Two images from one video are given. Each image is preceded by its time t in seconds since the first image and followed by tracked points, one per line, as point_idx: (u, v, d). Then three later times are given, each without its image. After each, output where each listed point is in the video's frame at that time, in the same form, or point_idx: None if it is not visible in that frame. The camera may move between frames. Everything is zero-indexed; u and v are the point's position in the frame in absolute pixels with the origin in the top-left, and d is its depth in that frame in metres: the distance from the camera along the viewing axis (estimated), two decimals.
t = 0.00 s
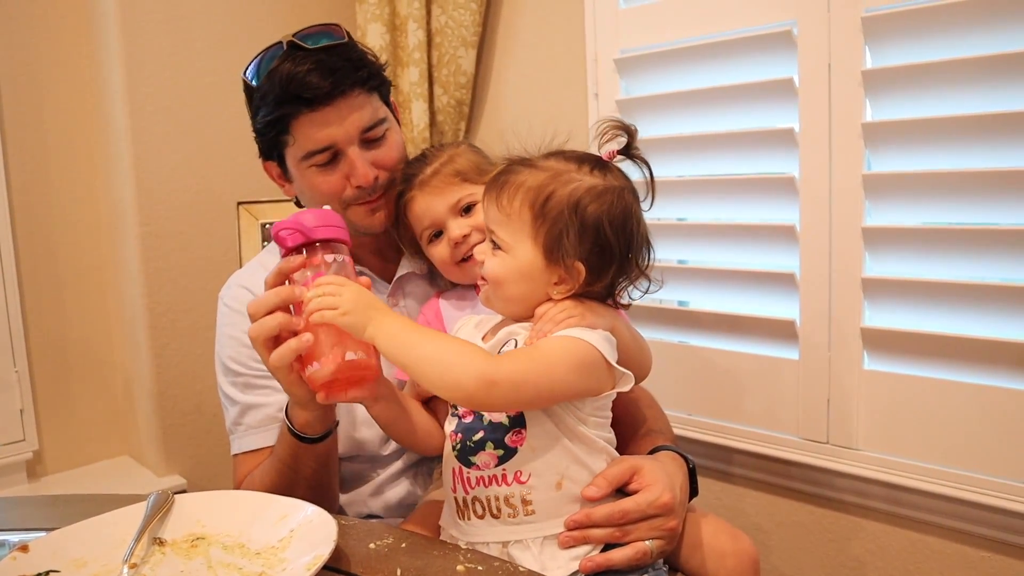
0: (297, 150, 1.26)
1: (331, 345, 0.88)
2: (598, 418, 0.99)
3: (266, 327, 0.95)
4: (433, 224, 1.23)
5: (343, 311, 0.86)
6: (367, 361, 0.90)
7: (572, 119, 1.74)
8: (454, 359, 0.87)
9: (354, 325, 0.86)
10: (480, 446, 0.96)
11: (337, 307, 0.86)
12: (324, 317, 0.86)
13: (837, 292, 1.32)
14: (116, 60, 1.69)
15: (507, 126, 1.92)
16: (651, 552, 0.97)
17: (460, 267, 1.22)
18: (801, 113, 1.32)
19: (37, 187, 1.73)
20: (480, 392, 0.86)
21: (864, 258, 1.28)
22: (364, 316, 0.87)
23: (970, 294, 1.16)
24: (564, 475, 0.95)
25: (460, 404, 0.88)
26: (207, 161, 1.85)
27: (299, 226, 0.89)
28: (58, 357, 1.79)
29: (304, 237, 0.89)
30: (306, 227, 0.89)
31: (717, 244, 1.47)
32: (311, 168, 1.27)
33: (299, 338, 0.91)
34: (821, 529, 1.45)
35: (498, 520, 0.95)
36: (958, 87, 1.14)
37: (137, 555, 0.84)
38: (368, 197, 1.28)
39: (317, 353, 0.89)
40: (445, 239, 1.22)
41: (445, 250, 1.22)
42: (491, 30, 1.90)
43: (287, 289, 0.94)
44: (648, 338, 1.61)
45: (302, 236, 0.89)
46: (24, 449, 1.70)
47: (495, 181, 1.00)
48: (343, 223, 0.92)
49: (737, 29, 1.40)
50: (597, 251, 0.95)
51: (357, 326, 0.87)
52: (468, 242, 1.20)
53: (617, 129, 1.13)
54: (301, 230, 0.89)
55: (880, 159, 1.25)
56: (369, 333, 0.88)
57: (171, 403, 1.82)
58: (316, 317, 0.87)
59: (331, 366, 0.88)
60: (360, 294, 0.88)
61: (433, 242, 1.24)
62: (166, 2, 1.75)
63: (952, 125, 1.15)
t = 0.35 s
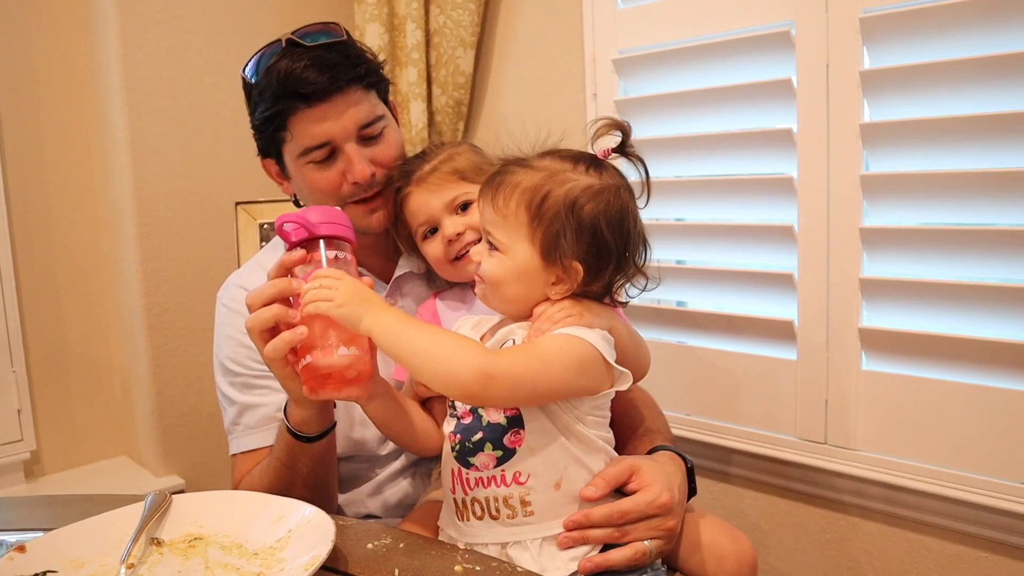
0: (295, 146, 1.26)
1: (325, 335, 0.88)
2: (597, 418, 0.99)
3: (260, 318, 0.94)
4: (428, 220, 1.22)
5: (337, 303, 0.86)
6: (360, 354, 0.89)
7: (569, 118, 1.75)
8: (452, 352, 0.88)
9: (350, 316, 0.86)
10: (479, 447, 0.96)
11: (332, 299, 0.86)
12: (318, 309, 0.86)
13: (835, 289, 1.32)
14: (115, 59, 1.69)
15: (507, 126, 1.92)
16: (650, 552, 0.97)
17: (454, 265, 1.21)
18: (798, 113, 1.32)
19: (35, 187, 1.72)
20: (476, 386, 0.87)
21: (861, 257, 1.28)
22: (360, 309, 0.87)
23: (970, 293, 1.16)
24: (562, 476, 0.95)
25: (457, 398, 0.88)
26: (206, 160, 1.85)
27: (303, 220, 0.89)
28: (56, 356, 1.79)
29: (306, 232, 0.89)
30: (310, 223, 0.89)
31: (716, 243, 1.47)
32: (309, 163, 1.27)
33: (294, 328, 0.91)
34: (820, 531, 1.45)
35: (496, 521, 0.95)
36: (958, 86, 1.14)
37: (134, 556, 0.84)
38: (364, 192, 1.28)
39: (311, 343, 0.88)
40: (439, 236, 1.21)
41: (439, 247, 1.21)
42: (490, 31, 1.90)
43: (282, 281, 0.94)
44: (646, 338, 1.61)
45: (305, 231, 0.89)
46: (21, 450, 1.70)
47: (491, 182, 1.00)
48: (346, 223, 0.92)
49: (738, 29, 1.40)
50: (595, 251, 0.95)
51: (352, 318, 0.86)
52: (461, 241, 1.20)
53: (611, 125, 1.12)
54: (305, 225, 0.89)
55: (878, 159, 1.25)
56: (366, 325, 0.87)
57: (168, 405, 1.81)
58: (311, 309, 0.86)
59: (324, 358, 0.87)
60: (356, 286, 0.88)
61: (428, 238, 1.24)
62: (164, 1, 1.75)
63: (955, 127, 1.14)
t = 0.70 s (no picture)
0: (295, 147, 1.26)
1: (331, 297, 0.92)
2: (592, 414, 0.97)
3: (272, 283, 1.00)
4: (427, 220, 1.22)
5: (344, 269, 0.91)
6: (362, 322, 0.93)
7: (570, 120, 1.75)
8: (439, 327, 0.88)
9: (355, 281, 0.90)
10: (476, 447, 0.96)
11: (340, 266, 0.91)
12: (327, 272, 0.91)
13: (835, 291, 1.32)
14: (117, 60, 1.70)
15: (508, 128, 1.92)
16: (650, 553, 0.97)
17: (452, 266, 1.20)
18: (799, 116, 1.33)
19: (36, 186, 1.73)
20: (460, 362, 0.87)
21: (862, 259, 1.28)
22: (364, 277, 0.90)
23: (972, 296, 1.16)
24: (558, 475, 0.94)
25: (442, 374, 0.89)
26: (207, 161, 1.85)
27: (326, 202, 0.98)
28: (57, 356, 1.79)
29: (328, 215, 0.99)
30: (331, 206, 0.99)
31: (717, 245, 1.47)
32: (308, 165, 1.27)
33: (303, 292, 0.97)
34: (820, 534, 1.45)
35: (495, 522, 0.95)
36: (959, 89, 1.15)
37: (136, 555, 0.84)
38: (364, 194, 1.28)
39: (317, 304, 0.93)
40: (439, 236, 1.20)
41: (438, 247, 1.20)
42: (491, 34, 1.91)
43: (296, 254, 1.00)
44: (646, 340, 1.62)
45: (326, 213, 0.99)
46: (22, 449, 1.70)
47: (484, 180, 1.01)
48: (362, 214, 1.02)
49: (739, 31, 1.40)
50: (586, 246, 0.95)
51: (355, 285, 0.90)
52: (460, 241, 1.19)
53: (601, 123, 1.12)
54: (327, 207, 0.98)
55: (879, 162, 1.25)
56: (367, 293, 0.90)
57: (169, 405, 1.81)
58: (320, 273, 0.92)
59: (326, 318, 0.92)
60: (365, 256, 0.92)
61: (428, 238, 1.23)
62: (166, 2, 1.75)
63: (957, 131, 1.15)
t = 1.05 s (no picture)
0: (289, 145, 1.26)
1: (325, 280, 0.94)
2: (582, 409, 0.96)
3: (266, 266, 1.01)
4: (422, 218, 1.20)
5: (339, 251, 0.93)
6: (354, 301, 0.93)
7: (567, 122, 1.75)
8: (426, 309, 0.90)
9: (349, 263, 0.92)
10: (469, 447, 0.97)
11: (336, 248, 0.93)
12: (322, 254, 0.93)
13: (831, 293, 1.32)
14: (113, 61, 1.69)
15: (505, 129, 1.91)
16: (645, 554, 0.97)
17: (443, 264, 1.20)
18: (795, 118, 1.33)
19: (32, 187, 1.72)
20: (442, 341, 0.89)
21: (858, 262, 1.28)
22: (358, 260, 0.92)
23: (967, 299, 1.16)
24: (551, 473, 0.93)
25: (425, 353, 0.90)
26: (203, 162, 1.85)
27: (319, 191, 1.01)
28: (52, 357, 1.78)
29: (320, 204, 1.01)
30: (324, 192, 1.01)
31: (714, 247, 1.47)
32: (302, 163, 1.27)
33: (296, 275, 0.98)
34: (816, 535, 1.45)
35: (488, 522, 0.95)
36: (955, 93, 1.15)
37: (129, 558, 0.84)
38: (358, 193, 1.27)
39: (311, 287, 0.94)
40: (431, 234, 1.19)
41: (429, 245, 1.20)
42: (488, 35, 1.91)
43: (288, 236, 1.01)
44: (642, 342, 1.62)
45: (319, 199, 1.01)
46: (17, 451, 1.70)
47: (468, 182, 1.02)
48: (355, 206, 1.04)
49: (736, 33, 1.40)
50: (567, 237, 0.95)
51: (350, 266, 0.92)
52: (453, 239, 1.18)
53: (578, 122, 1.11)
54: (320, 195, 1.01)
55: (875, 164, 1.25)
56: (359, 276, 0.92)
57: (164, 407, 1.81)
58: (316, 255, 0.93)
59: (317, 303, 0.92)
60: (359, 242, 0.95)
61: (419, 236, 1.22)
62: (162, 3, 1.75)
63: (954, 134, 1.15)
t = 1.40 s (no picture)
0: (285, 141, 1.25)
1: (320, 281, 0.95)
2: (581, 409, 0.96)
3: (268, 259, 1.04)
4: (416, 214, 1.22)
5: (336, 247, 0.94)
6: (342, 298, 0.94)
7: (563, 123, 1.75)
8: (431, 306, 0.88)
9: (348, 263, 0.92)
10: (468, 449, 0.97)
11: (334, 248, 0.93)
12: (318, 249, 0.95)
13: (826, 293, 1.32)
14: (108, 60, 1.69)
15: (502, 129, 1.91)
16: (643, 554, 0.97)
17: (436, 263, 1.20)
18: (791, 119, 1.33)
19: (26, 187, 1.71)
20: (449, 337, 0.87)
21: (854, 263, 1.29)
22: (355, 259, 0.92)
23: (961, 299, 1.16)
24: (550, 474, 0.94)
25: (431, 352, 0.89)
26: (199, 162, 1.84)
27: (344, 198, 1.04)
28: (46, 357, 1.77)
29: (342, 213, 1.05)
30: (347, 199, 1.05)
31: (710, 247, 1.47)
32: (298, 159, 1.26)
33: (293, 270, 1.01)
34: (811, 535, 1.46)
35: (487, 524, 0.95)
36: (949, 95, 1.16)
37: (125, 558, 0.84)
38: (353, 189, 1.26)
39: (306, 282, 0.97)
40: (423, 232, 1.21)
41: (421, 243, 1.21)
42: (484, 36, 1.91)
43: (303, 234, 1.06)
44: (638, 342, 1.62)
45: (341, 205, 1.05)
46: (11, 452, 1.69)
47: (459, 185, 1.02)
48: (378, 217, 1.07)
49: (733, 34, 1.40)
50: (561, 233, 0.95)
51: (347, 265, 0.92)
52: (444, 237, 1.19)
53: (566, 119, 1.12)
54: (344, 202, 1.05)
55: (870, 165, 1.26)
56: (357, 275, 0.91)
57: (159, 407, 1.80)
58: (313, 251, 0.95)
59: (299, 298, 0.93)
60: (359, 241, 0.94)
61: (411, 234, 1.23)
62: (157, 3, 1.74)
63: (950, 135, 1.15)
